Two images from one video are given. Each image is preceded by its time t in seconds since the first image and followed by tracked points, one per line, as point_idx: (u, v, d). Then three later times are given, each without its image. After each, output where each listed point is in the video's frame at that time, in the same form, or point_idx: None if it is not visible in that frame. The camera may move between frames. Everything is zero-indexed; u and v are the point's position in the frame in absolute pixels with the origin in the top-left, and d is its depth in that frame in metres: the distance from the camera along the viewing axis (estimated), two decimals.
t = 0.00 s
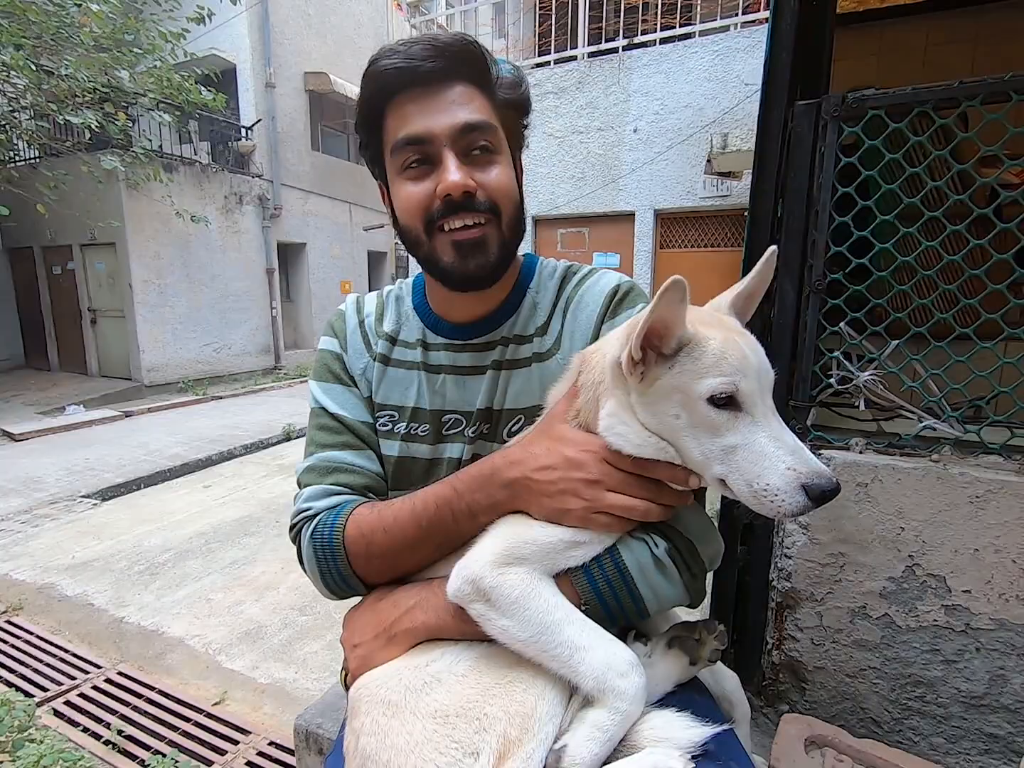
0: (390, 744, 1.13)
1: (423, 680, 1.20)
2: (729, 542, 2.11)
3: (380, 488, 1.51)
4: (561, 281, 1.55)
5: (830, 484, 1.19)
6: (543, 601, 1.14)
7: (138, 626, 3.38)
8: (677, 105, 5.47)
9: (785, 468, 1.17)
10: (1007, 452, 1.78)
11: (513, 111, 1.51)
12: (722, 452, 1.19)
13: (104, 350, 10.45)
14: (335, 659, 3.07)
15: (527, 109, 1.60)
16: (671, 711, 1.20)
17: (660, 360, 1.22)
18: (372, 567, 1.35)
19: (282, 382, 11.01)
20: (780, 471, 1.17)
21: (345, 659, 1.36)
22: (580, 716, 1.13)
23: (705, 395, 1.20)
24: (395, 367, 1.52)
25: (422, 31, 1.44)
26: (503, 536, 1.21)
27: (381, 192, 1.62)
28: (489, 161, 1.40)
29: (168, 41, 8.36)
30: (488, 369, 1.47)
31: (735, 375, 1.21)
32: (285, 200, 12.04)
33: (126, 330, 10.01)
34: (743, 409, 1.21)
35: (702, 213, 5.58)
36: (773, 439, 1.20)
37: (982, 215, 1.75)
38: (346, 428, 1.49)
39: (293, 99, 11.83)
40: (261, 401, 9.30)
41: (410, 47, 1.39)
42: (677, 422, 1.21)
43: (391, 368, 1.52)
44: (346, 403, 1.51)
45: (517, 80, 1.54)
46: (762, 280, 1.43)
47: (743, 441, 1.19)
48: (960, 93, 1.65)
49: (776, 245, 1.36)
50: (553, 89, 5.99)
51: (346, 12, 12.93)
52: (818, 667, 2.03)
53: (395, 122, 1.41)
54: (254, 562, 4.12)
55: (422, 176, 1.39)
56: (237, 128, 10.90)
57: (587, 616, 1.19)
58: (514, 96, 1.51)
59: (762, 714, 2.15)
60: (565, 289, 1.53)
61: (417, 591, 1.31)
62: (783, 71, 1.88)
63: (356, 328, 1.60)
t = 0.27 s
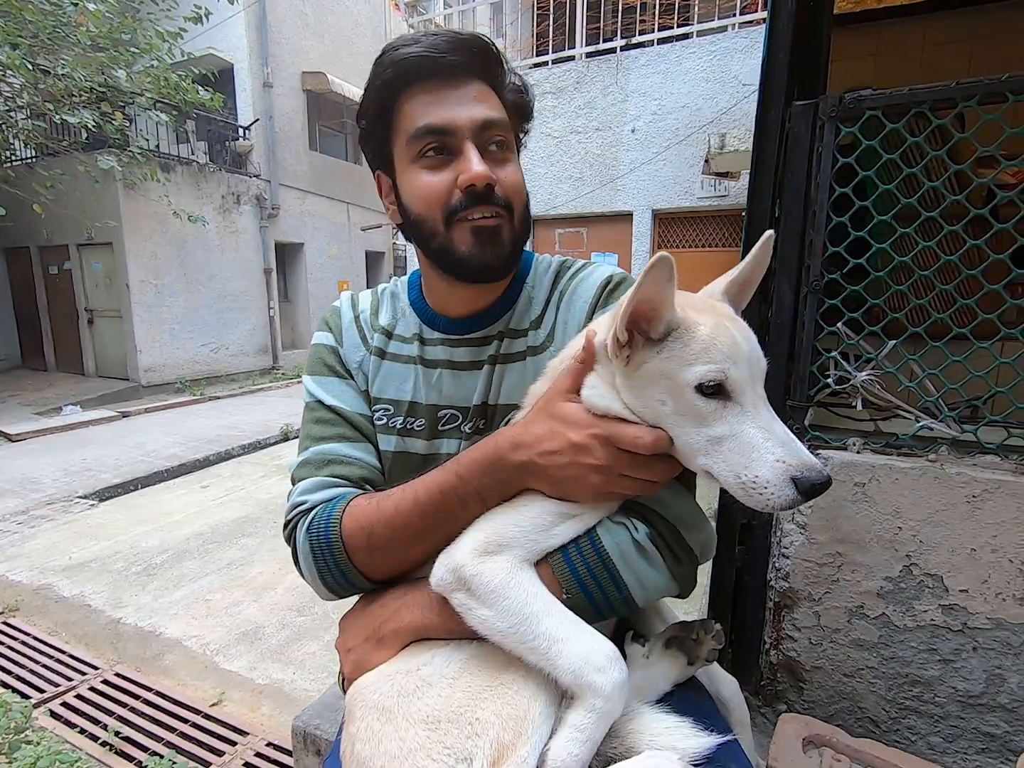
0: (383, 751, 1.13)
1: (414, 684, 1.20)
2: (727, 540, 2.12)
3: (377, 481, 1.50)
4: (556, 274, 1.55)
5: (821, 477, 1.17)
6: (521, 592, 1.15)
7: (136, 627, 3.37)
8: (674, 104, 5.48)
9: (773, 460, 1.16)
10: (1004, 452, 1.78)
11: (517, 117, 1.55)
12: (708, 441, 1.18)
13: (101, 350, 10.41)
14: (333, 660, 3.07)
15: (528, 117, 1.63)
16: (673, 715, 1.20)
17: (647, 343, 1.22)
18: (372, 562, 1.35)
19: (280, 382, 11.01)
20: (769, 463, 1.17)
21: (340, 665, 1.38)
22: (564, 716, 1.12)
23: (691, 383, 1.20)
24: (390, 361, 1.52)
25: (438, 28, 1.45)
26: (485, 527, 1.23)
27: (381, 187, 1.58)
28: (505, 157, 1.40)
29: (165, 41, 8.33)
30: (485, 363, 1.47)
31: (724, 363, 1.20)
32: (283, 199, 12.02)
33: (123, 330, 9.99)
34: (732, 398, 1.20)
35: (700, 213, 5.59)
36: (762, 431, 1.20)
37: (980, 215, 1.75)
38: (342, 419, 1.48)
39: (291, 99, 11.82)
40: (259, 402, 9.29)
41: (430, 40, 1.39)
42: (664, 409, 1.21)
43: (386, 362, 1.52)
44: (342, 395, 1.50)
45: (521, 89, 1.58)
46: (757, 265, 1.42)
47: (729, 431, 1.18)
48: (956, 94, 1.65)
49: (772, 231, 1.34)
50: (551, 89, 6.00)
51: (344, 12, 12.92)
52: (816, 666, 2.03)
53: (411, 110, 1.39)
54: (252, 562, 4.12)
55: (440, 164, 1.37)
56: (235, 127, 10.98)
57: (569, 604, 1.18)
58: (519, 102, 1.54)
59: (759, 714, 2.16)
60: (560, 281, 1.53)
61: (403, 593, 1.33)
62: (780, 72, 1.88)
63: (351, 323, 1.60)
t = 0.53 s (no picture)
0: (378, 751, 1.13)
1: (409, 685, 1.20)
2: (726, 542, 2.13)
3: (378, 481, 1.50)
4: (557, 277, 1.55)
5: (819, 486, 1.17)
6: (516, 593, 1.15)
7: (134, 628, 3.36)
8: (673, 106, 5.48)
9: (771, 470, 1.16)
10: (1003, 454, 1.77)
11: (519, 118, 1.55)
12: (704, 451, 1.19)
13: (99, 351, 10.40)
14: (332, 661, 3.07)
15: (528, 120, 1.64)
16: (666, 718, 1.20)
17: (646, 353, 1.20)
18: (372, 565, 1.34)
19: (279, 383, 11.00)
20: (766, 473, 1.17)
21: (337, 666, 1.38)
22: (559, 717, 1.11)
23: (690, 393, 1.19)
24: (390, 361, 1.52)
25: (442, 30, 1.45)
26: (480, 529, 1.23)
27: (383, 188, 1.58)
28: (508, 159, 1.40)
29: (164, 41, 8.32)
30: (484, 363, 1.47)
31: (721, 372, 1.19)
32: (282, 200, 12.02)
33: (122, 331, 9.98)
34: (729, 406, 1.20)
35: (699, 215, 5.59)
36: (758, 440, 1.20)
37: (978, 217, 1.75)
38: (343, 420, 1.48)
39: (290, 100, 11.81)
40: (258, 402, 9.28)
41: (433, 41, 1.39)
42: (661, 419, 1.20)
43: (386, 362, 1.52)
44: (343, 396, 1.50)
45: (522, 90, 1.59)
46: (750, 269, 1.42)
47: (726, 442, 1.18)
48: (955, 96, 1.65)
49: (767, 235, 1.34)
50: (550, 90, 6.02)
51: (343, 13, 12.92)
52: (816, 668, 2.03)
53: (414, 111, 1.39)
54: (251, 564, 4.11)
55: (444, 165, 1.36)
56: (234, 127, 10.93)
57: (562, 605, 1.18)
58: (521, 102, 1.54)
59: (758, 715, 2.16)
60: (560, 284, 1.53)
61: (399, 594, 1.33)
62: (780, 74, 1.89)
63: (353, 323, 1.60)
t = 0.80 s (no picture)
0: (381, 751, 1.13)
1: (414, 686, 1.20)
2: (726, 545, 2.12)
3: (378, 486, 1.51)
4: (554, 280, 1.55)
5: (815, 485, 1.15)
6: (523, 596, 1.14)
7: (133, 630, 3.36)
8: (673, 108, 5.48)
9: (766, 470, 1.16)
10: (1003, 457, 1.77)
11: (515, 120, 1.54)
12: (698, 451, 1.19)
13: (99, 352, 10.39)
14: (331, 663, 3.06)
15: (525, 123, 1.63)
16: (667, 717, 1.20)
17: (640, 355, 1.21)
18: (373, 571, 1.35)
19: (279, 384, 11.00)
20: (761, 473, 1.16)
21: (339, 668, 1.37)
22: (564, 719, 1.11)
23: (684, 394, 1.19)
24: (388, 366, 1.52)
25: (435, 35, 1.43)
26: (487, 532, 1.23)
27: (379, 193, 1.58)
28: (503, 166, 1.40)
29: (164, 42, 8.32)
30: (481, 367, 1.46)
31: (715, 372, 1.19)
32: (282, 201, 12.02)
33: (121, 332, 9.97)
34: (724, 407, 1.20)
35: (698, 216, 5.59)
36: (754, 440, 1.19)
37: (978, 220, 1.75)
38: (342, 428, 1.49)
39: (290, 101, 11.81)
40: (257, 404, 9.27)
41: (426, 49, 1.37)
42: (656, 420, 1.20)
43: (384, 368, 1.52)
44: (342, 404, 1.51)
45: (519, 92, 1.58)
46: (746, 272, 1.42)
47: (721, 441, 1.18)
48: (955, 100, 1.66)
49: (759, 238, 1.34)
50: (550, 92, 6.02)
51: (343, 14, 12.93)
52: (816, 671, 2.03)
53: (408, 119, 1.38)
54: (250, 565, 4.10)
55: (439, 175, 1.36)
56: (233, 128, 10.95)
57: (569, 609, 1.18)
58: (517, 105, 1.53)
59: (759, 718, 2.15)
60: (559, 287, 1.53)
61: (404, 596, 1.33)
62: (779, 78, 1.89)
63: (351, 329, 1.60)
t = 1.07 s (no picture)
0: (380, 753, 1.12)
1: (412, 687, 1.19)
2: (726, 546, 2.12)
3: (378, 488, 1.51)
4: (553, 282, 1.56)
5: (806, 480, 1.14)
6: (518, 595, 1.14)
7: (132, 631, 3.35)
8: (673, 109, 5.49)
9: (757, 466, 1.15)
10: (1003, 459, 1.77)
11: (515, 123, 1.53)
12: (688, 449, 1.18)
13: (98, 353, 10.39)
14: (330, 665, 3.05)
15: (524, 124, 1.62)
16: (667, 719, 1.19)
17: (628, 355, 1.21)
18: (370, 572, 1.35)
19: (278, 385, 10.99)
20: (752, 469, 1.15)
21: (338, 671, 1.37)
22: (562, 718, 1.11)
23: (673, 392, 1.18)
24: (388, 368, 1.51)
25: (437, 39, 1.42)
26: (481, 532, 1.23)
27: (378, 195, 1.57)
28: (504, 173, 1.40)
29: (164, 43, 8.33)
30: (480, 369, 1.46)
31: (704, 369, 1.19)
32: (281, 202, 12.03)
33: (121, 333, 9.97)
34: (714, 404, 1.19)
35: (698, 218, 5.59)
36: (744, 436, 1.18)
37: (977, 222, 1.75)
38: (340, 431, 1.48)
39: (290, 102, 11.82)
40: (256, 405, 9.27)
41: (429, 54, 1.37)
42: (645, 418, 1.20)
43: (383, 370, 1.52)
44: (340, 406, 1.50)
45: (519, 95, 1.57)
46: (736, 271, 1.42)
47: (710, 438, 1.17)
48: (954, 102, 1.66)
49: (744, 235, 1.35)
50: (550, 94, 6.02)
51: (344, 15, 12.94)
52: (816, 673, 2.03)
53: (410, 126, 1.37)
54: (249, 567, 4.10)
55: (440, 182, 1.36)
56: (233, 130, 10.96)
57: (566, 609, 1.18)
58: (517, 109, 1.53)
59: (759, 721, 2.15)
60: (557, 288, 1.53)
61: (402, 597, 1.32)
62: (779, 80, 1.89)
63: (350, 331, 1.60)
